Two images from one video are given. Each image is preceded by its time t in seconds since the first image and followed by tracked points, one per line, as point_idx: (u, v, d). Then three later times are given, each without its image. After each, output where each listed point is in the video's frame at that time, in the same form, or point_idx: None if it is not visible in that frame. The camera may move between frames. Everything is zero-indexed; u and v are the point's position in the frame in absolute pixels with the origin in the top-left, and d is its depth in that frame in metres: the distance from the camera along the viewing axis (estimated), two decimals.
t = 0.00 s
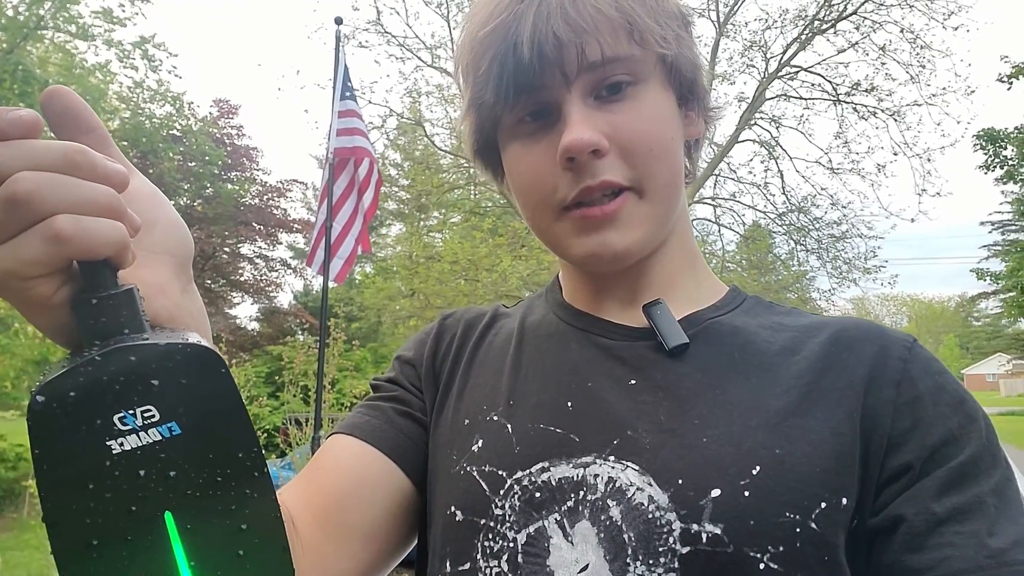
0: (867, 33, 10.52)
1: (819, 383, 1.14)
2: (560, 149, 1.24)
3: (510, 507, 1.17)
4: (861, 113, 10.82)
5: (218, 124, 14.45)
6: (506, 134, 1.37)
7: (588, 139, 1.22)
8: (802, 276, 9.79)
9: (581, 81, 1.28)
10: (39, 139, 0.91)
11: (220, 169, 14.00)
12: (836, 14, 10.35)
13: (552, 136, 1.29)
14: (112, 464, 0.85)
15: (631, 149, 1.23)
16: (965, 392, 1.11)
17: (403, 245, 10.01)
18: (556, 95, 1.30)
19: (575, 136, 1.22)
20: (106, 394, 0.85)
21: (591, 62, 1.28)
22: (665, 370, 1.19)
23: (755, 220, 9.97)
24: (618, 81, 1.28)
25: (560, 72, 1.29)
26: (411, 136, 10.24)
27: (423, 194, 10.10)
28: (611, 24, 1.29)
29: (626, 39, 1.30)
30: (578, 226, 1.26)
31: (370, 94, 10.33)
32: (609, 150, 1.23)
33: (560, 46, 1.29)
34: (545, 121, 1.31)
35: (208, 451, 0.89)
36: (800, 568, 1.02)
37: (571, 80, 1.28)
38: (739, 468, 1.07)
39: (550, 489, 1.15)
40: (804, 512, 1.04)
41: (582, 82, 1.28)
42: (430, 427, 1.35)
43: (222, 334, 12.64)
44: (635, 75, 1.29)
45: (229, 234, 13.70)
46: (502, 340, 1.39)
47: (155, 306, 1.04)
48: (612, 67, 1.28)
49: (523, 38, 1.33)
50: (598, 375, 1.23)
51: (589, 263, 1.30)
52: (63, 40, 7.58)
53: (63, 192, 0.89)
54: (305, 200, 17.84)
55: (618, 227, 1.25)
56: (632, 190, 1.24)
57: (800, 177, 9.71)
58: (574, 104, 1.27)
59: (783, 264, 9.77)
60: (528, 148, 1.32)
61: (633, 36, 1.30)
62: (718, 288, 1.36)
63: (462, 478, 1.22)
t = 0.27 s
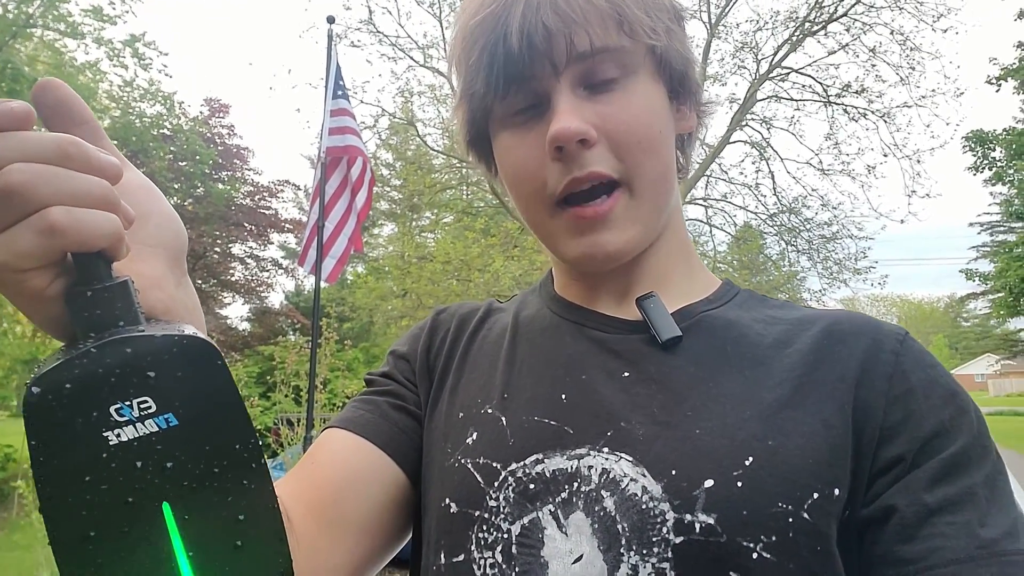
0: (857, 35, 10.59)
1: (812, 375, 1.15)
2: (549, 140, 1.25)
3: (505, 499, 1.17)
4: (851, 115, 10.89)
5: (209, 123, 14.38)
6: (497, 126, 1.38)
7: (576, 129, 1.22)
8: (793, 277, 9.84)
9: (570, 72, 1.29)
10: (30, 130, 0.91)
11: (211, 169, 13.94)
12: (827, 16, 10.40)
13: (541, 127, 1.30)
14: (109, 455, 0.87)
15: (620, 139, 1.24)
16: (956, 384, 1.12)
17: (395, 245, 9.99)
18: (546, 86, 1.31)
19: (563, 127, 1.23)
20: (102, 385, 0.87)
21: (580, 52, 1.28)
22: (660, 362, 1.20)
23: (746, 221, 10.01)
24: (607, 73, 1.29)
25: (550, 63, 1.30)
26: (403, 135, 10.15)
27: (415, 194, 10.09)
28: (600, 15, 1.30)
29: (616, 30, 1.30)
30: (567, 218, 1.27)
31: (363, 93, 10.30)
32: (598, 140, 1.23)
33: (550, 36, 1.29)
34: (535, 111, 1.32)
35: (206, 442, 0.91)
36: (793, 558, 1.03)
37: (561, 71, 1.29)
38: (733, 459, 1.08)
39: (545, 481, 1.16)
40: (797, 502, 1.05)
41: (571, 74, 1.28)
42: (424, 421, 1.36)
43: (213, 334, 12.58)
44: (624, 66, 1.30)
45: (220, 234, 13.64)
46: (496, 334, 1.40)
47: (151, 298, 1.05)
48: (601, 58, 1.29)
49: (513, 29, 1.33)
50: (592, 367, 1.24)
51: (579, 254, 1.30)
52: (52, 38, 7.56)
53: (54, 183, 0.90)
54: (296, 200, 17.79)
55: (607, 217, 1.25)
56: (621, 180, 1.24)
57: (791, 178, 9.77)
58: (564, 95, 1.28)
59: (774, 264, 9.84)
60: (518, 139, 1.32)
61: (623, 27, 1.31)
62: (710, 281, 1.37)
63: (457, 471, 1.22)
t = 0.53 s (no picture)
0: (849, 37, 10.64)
1: (815, 366, 1.16)
2: (553, 131, 1.25)
3: (512, 490, 1.18)
4: (844, 116, 10.93)
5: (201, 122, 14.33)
6: (501, 117, 1.38)
7: (580, 120, 1.22)
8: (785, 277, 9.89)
9: (576, 64, 1.29)
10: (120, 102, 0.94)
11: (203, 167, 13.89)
12: (819, 18, 10.45)
13: (546, 118, 1.30)
14: (213, 407, 0.91)
15: (624, 131, 1.24)
16: (958, 375, 1.13)
17: (388, 245, 9.97)
18: (551, 78, 1.31)
19: (568, 117, 1.23)
20: (209, 339, 0.91)
21: (586, 45, 1.29)
22: (664, 355, 1.20)
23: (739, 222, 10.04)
24: (611, 65, 1.29)
25: (555, 54, 1.30)
26: (397, 135, 10.09)
27: (409, 193, 10.09)
28: (605, 8, 1.31)
29: (621, 22, 1.31)
30: (570, 210, 1.27)
31: (356, 92, 10.29)
32: (602, 131, 1.23)
33: (556, 28, 1.30)
34: (540, 103, 1.33)
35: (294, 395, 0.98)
36: (799, 546, 1.03)
37: (566, 62, 1.30)
38: (738, 450, 1.08)
39: (551, 472, 1.16)
40: (802, 492, 1.05)
41: (577, 64, 1.29)
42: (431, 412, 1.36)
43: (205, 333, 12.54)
44: (628, 59, 1.30)
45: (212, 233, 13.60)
46: (500, 327, 1.40)
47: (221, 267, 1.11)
48: (606, 50, 1.30)
49: (520, 21, 1.34)
50: (596, 360, 1.24)
51: (583, 246, 1.31)
52: (43, 36, 7.56)
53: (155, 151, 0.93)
54: (289, 199, 17.75)
55: (610, 209, 1.26)
56: (624, 171, 1.24)
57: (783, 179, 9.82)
58: (569, 86, 1.28)
59: (767, 265, 9.90)
60: (522, 130, 1.33)
61: (628, 20, 1.32)
62: (712, 274, 1.38)
63: (462, 463, 1.23)
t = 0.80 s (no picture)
0: (842, 39, 10.68)
1: (814, 370, 1.16)
2: (557, 133, 1.24)
3: (511, 495, 1.17)
4: (836, 118, 10.98)
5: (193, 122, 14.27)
6: (504, 119, 1.38)
7: (583, 123, 1.22)
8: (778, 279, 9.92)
9: (578, 67, 1.29)
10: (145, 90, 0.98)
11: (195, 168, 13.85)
12: (812, 20, 10.49)
13: (549, 121, 1.30)
14: (233, 390, 0.91)
15: (626, 134, 1.24)
16: (956, 378, 1.13)
17: (382, 245, 9.95)
18: (553, 80, 1.31)
19: (571, 120, 1.23)
20: (231, 324, 0.92)
21: (588, 48, 1.29)
22: (663, 359, 1.20)
23: (732, 223, 10.06)
24: (614, 68, 1.29)
25: (559, 56, 1.30)
26: (390, 136, 10.09)
27: (402, 194, 10.09)
28: (609, 11, 1.31)
29: (624, 25, 1.31)
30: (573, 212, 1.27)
31: (349, 93, 10.26)
32: (606, 134, 1.23)
33: (560, 30, 1.30)
34: (542, 106, 1.32)
35: (313, 381, 0.99)
36: (798, 552, 1.03)
37: (569, 65, 1.29)
38: (738, 455, 1.08)
39: (550, 477, 1.16)
40: (801, 498, 1.05)
41: (579, 67, 1.29)
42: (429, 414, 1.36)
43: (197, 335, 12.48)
44: (632, 62, 1.30)
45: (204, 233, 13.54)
46: (499, 329, 1.40)
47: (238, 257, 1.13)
48: (610, 53, 1.30)
49: (523, 24, 1.34)
50: (596, 364, 1.24)
51: (584, 249, 1.30)
52: (34, 35, 7.61)
53: (178, 135, 0.96)
54: (282, 200, 17.69)
55: (613, 213, 1.25)
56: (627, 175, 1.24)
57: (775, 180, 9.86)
58: (572, 88, 1.28)
59: (760, 266, 9.92)
60: (525, 132, 1.32)
61: (631, 23, 1.32)
62: (713, 278, 1.38)
63: (462, 467, 1.22)
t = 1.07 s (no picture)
0: (836, 39, 10.71)
1: (806, 367, 1.16)
2: (548, 131, 1.25)
3: (503, 492, 1.17)
4: (830, 118, 11.00)
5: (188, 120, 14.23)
6: (495, 117, 1.38)
7: (574, 121, 1.22)
8: (772, 278, 9.94)
9: (570, 65, 1.29)
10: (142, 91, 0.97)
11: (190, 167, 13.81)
12: (807, 20, 10.51)
13: (540, 118, 1.30)
14: (236, 394, 0.92)
15: (617, 131, 1.24)
16: (946, 376, 1.14)
17: (376, 245, 9.92)
18: (545, 78, 1.31)
19: (562, 118, 1.23)
20: (231, 328, 0.92)
21: (580, 45, 1.29)
22: (654, 356, 1.20)
23: (727, 223, 10.08)
24: (606, 66, 1.30)
25: (550, 54, 1.30)
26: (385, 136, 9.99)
27: (397, 193, 10.08)
28: (600, 9, 1.31)
29: (615, 23, 1.31)
30: (565, 210, 1.27)
31: (344, 91, 10.24)
32: (596, 132, 1.23)
33: (551, 28, 1.30)
34: (534, 104, 1.32)
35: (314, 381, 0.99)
36: (790, 548, 1.04)
37: (560, 63, 1.29)
38: (729, 452, 1.09)
39: (543, 474, 1.16)
40: (792, 494, 1.05)
41: (571, 65, 1.29)
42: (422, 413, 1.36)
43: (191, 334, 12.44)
44: (623, 60, 1.31)
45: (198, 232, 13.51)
46: (491, 327, 1.40)
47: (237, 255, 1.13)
48: (601, 51, 1.30)
49: (514, 21, 1.34)
50: (588, 361, 1.24)
51: (576, 246, 1.31)
52: (26, 32, 7.76)
53: (178, 141, 0.95)
54: (277, 199, 17.65)
55: (604, 211, 1.26)
56: (619, 172, 1.24)
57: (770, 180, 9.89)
58: (563, 86, 1.28)
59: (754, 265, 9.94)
60: (516, 130, 1.33)
61: (622, 21, 1.32)
62: (705, 276, 1.38)
63: (454, 465, 1.22)
